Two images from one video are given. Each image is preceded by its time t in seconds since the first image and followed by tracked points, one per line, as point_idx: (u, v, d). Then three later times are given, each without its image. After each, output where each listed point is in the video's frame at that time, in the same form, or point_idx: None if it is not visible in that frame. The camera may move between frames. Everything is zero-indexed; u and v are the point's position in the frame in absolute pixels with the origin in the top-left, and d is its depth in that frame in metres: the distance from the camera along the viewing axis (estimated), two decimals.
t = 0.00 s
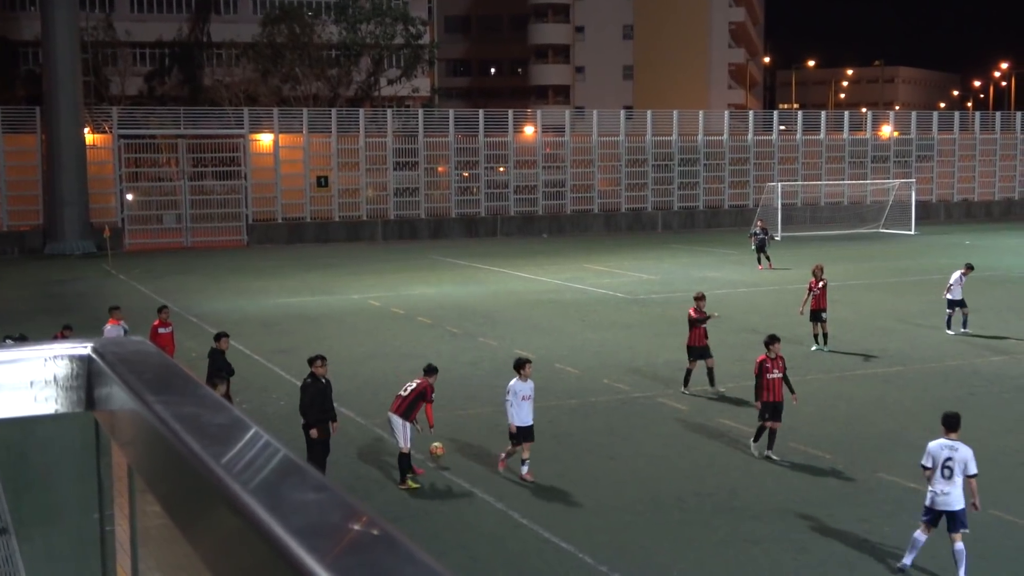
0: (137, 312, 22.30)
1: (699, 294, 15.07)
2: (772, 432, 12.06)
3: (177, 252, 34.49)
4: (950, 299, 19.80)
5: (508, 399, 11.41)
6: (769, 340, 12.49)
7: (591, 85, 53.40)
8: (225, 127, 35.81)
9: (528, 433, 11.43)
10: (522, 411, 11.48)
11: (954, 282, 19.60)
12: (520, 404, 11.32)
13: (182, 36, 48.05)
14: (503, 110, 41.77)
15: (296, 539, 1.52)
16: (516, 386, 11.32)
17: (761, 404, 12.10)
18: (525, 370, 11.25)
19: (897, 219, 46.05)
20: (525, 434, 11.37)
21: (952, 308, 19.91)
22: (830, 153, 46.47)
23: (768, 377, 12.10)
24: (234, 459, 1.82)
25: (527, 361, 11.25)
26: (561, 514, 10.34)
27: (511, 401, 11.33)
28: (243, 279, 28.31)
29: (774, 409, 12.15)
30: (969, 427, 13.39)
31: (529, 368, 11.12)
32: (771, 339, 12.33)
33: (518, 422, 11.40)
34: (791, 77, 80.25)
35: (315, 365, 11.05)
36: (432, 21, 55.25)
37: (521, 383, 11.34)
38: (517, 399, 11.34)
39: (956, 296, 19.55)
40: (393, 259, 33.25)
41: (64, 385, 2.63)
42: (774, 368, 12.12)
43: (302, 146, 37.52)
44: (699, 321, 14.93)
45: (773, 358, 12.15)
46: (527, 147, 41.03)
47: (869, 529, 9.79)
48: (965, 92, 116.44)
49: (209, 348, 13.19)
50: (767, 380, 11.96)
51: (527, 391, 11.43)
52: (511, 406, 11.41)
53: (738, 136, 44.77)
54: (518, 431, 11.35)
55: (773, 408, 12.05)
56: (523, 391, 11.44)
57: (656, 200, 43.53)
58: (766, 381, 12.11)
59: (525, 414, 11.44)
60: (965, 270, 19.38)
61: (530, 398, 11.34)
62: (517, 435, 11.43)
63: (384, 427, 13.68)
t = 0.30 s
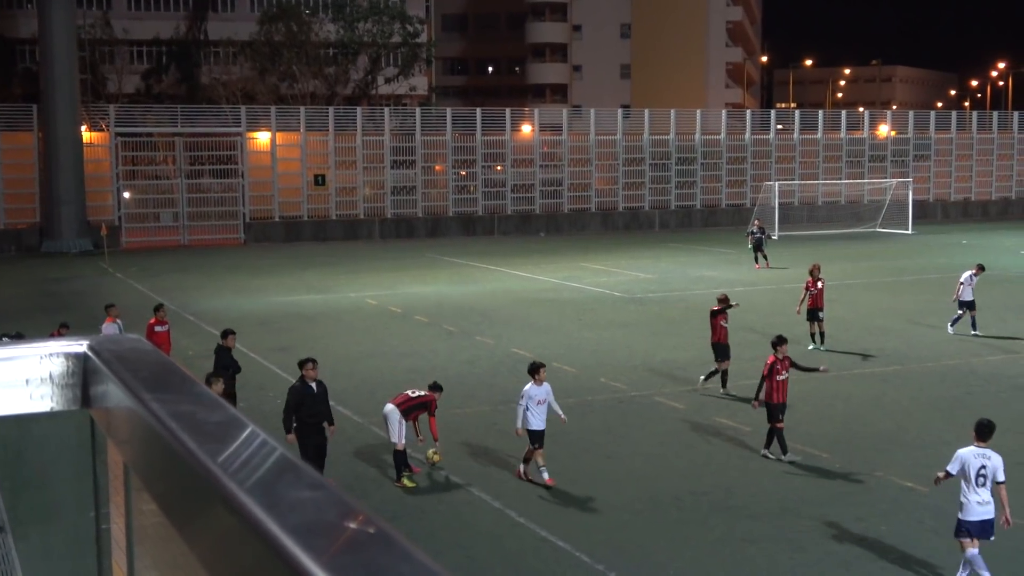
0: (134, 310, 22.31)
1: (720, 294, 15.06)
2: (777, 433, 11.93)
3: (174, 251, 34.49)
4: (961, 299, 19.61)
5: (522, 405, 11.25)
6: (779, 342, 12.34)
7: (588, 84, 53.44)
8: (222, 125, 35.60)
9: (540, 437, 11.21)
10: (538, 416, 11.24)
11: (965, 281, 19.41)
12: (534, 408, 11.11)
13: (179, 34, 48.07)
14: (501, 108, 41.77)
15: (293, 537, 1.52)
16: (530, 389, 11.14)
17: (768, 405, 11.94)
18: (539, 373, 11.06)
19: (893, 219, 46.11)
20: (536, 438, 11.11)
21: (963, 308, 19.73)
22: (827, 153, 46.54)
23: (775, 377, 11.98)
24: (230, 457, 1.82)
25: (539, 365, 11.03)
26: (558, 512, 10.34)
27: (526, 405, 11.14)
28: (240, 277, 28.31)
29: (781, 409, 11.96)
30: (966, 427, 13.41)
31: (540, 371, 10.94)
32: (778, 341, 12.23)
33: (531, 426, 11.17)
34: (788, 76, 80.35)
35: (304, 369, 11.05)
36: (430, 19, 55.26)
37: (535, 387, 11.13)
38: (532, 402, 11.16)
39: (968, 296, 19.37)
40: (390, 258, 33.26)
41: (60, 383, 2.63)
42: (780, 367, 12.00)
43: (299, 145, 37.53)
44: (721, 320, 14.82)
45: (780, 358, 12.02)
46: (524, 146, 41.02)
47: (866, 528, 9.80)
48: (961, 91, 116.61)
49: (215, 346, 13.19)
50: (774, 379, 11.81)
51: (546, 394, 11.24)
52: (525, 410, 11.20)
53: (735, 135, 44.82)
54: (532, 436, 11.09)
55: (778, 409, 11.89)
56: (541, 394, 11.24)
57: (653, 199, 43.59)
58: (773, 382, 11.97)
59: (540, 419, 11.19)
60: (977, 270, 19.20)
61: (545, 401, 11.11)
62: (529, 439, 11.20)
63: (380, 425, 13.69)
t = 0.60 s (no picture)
0: (131, 308, 22.28)
1: (742, 295, 15.01)
2: (785, 433, 11.89)
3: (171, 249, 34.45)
4: (971, 299, 19.48)
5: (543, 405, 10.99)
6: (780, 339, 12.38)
7: (585, 83, 53.42)
8: (220, 123, 35.63)
9: (564, 438, 11.00)
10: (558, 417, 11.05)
11: (972, 280, 19.28)
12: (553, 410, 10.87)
13: (176, 31, 48.03)
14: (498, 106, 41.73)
15: (289, 535, 1.52)
16: (547, 391, 10.91)
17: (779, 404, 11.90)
18: (556, 375, 10.84)
19: (890, 217, 46.13)
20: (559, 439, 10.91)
21: (974, 308, 19.60)
22: (824, 151, 46.55)
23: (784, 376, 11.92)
24: (227, 456, 1.82)
25: (556, 366, 10.82)
26: (554, 511, 10.35)
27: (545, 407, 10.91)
28: (237, 275, 28.28)
29: (791, 410, 11.89)
30: (961, 425, 13.43)
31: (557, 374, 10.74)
32: (783, 340, 12.26)
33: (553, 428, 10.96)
34: (786, 74, 80.36)
35: (301, 369, 10.96)
36: (427, 17, 55.22)
37: (552, 388, 10.89)
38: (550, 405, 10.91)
39: (977, 294, 19.25)
40: (387, 256, 33.22)
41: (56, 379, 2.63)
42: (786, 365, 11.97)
43: (296, 143, 37.48)
44: (743, 321, 14.75)
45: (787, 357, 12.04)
46: (521, 144, 41.00)
47: (863, 527, 9.83)
48: (959, 91, 116.72)
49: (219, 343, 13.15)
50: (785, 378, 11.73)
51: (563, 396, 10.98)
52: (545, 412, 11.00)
53: (733, 133, 44.82)
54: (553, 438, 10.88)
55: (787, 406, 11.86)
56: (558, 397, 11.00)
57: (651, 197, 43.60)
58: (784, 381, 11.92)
59: (560, 419, 10.99)
60: (983, 268, 19.05)
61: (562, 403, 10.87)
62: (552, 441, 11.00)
63: (376, 423, 13.68)
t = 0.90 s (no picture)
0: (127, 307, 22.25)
1: (764, 293, 14.96)
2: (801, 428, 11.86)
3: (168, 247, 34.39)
4: (976, 299, 19.39)
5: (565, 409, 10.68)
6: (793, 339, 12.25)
7: (582, 81, 53.40)
8: (216, 121, 35.77)
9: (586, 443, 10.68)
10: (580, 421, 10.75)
11: (978, 279, 19.18)
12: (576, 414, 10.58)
13: (173, 29, 48.02)
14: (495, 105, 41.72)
15: (285, 533, 1.53)
16: (568, 395, 10.57)
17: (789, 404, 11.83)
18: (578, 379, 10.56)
19: (887, 216, 46.16)
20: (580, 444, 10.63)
21: (979, 308, 19.52)
22: (821, 150, 46.57)
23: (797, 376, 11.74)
24: (224, 453, 1.82)
25: (578, 369, 10.52)
26: (551, 509, 10.35)
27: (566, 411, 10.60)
28: (233, 274, 28.25)
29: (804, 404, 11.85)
30: (957, 423, 13.45)
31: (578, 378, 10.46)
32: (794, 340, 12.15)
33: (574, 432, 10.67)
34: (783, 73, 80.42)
35: (304, 371, 10.91)
36: (425, 14, 55.18)
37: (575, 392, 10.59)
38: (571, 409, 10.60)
39: (983, 295, 19.14)
40: (384, 254, 33.18)
41: (52, 378, 2.64)
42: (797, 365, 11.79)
43: (293, 141, 37.44)
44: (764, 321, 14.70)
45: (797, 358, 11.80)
46: (518, 142, 41.01)
47: (859, 525, 9.84)
48: (955, 89, 116.81)
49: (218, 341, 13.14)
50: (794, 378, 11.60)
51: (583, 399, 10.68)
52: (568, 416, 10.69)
53: (730, 131, 44.83)
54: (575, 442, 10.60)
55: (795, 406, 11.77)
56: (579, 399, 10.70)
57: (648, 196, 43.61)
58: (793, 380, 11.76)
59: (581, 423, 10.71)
60: (987, 267, 18.94)
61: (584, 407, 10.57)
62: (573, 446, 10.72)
63: (373, 421, 13.68)
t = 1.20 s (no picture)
0: (123, 305, 22.20)
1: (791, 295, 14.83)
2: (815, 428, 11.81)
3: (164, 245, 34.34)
4: (978, 298, 19.37)
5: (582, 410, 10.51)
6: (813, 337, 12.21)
7: (580, 79, 53.34)
8: (212, 119, 35.84)
9: (602, 444, 10.50)
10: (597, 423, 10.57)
11: (982, 279, 19.12)
12: (594, 415, 10.42)
13: (169, 28, 47.95)
14: (492, 103, 41.69)
15: (282, 531, 1.53)
16: (588, 396, 10.43)
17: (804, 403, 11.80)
18: (597, 378, 10.42)
19: (884, 213, 46.14)
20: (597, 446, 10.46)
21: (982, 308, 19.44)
22: (818, 147, 46.55)
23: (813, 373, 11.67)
24: (220, 453, 1.82)
25: (597, 369, 10.39)
26: (548, 507, 10.36)
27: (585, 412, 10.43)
28: (230, 272, 28.20)
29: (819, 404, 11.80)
30: (954, 421, 13.47)
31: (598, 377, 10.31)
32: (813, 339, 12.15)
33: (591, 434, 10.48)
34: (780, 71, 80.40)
35: (310, 370, 10.87)
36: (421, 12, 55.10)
37: (594, 393, 10.43)
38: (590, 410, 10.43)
39: (985, 294, 19.09)
40: (381, 252, 33.15)
41: (48, 377, 2.63)
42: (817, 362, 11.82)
43: (290, 139, 37.44)
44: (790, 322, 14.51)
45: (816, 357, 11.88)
46: (515, 141, 40.99)
47: (856, 522, 9.85)
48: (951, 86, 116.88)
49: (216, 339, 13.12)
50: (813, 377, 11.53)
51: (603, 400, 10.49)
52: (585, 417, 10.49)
53: (727, 129, 44.82)
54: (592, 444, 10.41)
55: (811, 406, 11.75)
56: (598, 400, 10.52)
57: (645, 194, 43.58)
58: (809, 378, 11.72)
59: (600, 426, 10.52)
60: (990, 267, 18.87)
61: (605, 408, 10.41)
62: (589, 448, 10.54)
63: (370, 420, 13.66)
